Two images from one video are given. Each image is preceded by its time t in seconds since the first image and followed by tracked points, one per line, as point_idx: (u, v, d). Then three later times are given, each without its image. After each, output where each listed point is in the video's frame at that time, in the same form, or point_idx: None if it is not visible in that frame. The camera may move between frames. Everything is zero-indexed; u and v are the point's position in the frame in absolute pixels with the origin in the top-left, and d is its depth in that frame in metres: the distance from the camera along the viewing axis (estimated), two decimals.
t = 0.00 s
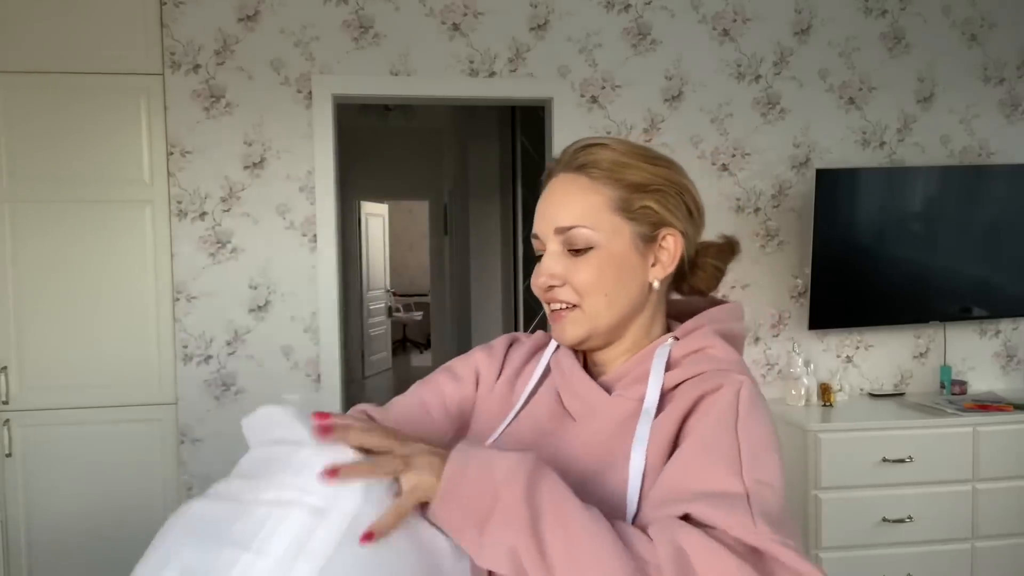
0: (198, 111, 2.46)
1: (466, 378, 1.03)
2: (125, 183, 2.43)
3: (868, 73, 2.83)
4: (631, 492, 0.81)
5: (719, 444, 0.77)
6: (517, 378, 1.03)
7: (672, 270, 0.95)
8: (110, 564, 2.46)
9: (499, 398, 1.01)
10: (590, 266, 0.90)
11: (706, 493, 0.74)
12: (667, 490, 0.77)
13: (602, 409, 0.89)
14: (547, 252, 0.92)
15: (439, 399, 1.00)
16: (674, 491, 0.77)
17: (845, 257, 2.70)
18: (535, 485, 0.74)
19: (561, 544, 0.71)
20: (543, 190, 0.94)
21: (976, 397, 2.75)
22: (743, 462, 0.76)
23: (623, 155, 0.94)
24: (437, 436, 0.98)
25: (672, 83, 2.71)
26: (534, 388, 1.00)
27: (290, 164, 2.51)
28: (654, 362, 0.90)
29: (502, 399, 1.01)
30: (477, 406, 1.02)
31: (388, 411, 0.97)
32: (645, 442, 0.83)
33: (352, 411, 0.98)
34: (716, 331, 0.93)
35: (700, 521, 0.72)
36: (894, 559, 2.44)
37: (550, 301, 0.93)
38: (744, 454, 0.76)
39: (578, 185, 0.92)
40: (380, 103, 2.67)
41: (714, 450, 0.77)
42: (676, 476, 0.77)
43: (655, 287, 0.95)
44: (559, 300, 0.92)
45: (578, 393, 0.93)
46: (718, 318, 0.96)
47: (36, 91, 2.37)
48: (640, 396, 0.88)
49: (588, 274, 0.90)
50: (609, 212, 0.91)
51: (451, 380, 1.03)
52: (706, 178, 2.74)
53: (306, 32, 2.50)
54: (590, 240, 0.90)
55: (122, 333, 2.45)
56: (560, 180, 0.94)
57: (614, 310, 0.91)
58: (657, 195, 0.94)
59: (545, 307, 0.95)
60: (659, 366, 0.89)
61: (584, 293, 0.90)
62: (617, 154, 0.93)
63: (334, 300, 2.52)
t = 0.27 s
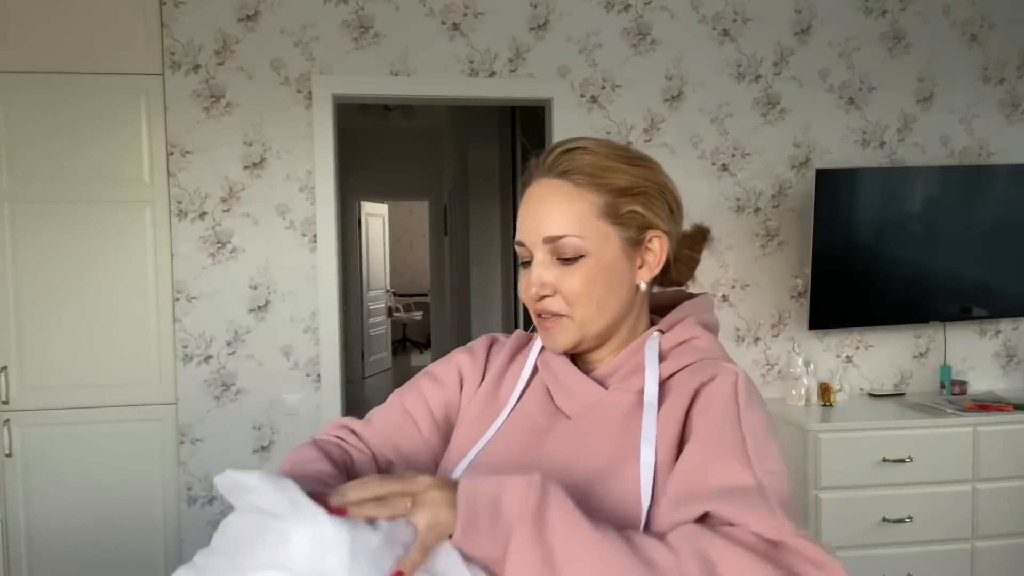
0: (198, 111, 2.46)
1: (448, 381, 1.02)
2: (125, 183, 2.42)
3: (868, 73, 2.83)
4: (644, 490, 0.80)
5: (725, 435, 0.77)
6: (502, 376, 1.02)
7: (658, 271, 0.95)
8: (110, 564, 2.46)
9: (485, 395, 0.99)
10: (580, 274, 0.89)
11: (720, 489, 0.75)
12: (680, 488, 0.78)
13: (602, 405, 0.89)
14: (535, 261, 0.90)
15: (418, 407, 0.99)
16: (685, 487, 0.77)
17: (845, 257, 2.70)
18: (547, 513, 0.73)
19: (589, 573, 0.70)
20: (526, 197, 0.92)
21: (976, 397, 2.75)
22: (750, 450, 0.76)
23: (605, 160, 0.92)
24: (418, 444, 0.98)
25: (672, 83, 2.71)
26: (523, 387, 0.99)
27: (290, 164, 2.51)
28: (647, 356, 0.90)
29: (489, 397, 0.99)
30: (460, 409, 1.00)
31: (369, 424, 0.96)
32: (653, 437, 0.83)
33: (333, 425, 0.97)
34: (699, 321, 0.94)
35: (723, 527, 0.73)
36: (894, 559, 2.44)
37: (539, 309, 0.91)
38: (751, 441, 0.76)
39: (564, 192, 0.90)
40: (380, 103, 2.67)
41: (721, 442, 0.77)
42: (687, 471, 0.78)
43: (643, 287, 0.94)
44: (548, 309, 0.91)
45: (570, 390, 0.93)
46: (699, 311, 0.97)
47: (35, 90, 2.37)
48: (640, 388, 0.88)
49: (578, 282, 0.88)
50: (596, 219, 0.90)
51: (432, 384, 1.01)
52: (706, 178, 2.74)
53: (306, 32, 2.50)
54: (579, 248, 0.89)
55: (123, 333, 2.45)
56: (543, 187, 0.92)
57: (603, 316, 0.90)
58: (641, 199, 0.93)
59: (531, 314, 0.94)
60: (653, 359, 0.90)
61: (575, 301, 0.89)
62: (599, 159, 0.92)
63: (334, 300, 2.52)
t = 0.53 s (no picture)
0: (198, 111, 2.46)
1: (439, 388, 1.00)
2: (125, 183, 2.43)
3: (868, 73, 2.83)
4: (655, 486, 0.79)
5: (733, 426, 0.75)
6: (496, 378, 1.02)
7: (655, 274, 0.95)
8: (110, 564, 2.46)
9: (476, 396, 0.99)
10: (583, 282, 0.88)
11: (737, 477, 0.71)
12: (699, 482, 0.74)
13: (602, 404, 0.89)
14: (537, 268, 0.88)
15: (412, 415, 0.97)
16: (703, 480, 0.74)
17: (845, 257, 2.70)
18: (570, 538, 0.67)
19: None
20: (522, 202, 0.89)
21: (976, 397, 2.75)
22: (759, 439, 0.74)
23: (603, 164, 0.91)
24: (414, 453, 0.96)
25: (672, 83, 2.71)
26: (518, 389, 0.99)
27: (290, 164, 2.51)
28: (644, 355, 0.91)
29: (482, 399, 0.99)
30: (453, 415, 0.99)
31: (364, 436, 0.93)
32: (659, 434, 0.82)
33: (325, 439, 0.93)
34: (689, 322, 0.95)
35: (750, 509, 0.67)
36: (894, 559, 2.44)
37: (540, 315, 0.90)
38: (757, 430, 0.75)
39: (566, 198, 0.88)
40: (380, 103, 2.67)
41: (730, 432, 0.75)
42: (703, 465, 0.75)
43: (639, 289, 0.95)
44: (550, 315, 0.90)
45: (567, 390, 0.93)
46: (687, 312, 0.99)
47: (35, 90, 2.37)
48: (640, 386, 0.88)
49: (582, 290, 0.88)
50: (599, 225, 0.88)
51: (425, 392, 1.00)
52: (706, 178, 2.74)
53: (306, 32, 2.50)
54: (582, 256, 0.87)
55: (122, 333, 2.45)
56: (543, 191, 0.89)
57: (605, 322, 0.90)
58: (639, 203, 0.92)
59: (528, 319, 0.92)
60: (650, 358, 0.90)
61: (578, 308, 0.88)
62: (598, 163, 0.90)
63: (334, 300, 2.52)
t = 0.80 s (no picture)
0: (198, 111, 2.46)
1: (438, 389, 0.99)
2: (125, 183, 2.43)
3: (868, 73, 2.83)
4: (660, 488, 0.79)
5: (732, 436, 0.75)
6: (496, 376, 1.01)
7: (656, 276, 0.96)
8: (110, 563, 2.46)
9: (478, 396, 0.98)
10: (588, 286, 0.87)
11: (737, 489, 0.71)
12: (700, 495, 0.74)
13: (603, 405, 0.89)
14: (543, 271, 0.88)
15: (413, 418, 0.96)
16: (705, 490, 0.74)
17: (845, 257, 2.70)
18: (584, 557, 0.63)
19: None
20: (529, 204, 0.88)
21: (976, 397, 2.75)
22: (762, 450, 0.73)
23: (608, 167, 0.90)
24: (416, 456, 0.95)
25: (672, 83, 2.71)
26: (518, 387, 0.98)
27: (290, 164, 2.51)
28: (645, 356, 0.91)
29: (482, 397, 0.98)
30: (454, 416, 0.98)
31: (367, 441, 0.92)
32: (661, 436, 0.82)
33: (328, 446, 0.92)
34: (690, 322, 0.95)
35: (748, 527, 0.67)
36: (894, 559, 2.44)
37: (544, 318, 0.90)
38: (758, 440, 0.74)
39: (572, 201, 0.87)
40: (380, 103, 2.67)
41: (732, 442, 0.75)
42: (705, 474, 0.75)
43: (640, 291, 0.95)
44: (555, 319, 0.89)
45: (568, 391, 0.93)
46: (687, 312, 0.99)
47: (35, 90, 2.37)
48: (641, 387, 0.88)
49: (587, 294, 0.87)
50: (605, 229, 0.88)
51: (425, 395, 0.98)
52: (706, 178, 2.74)
53: (306, 32, 2.50)
54: (588, 259, 0.87)
55: (122, 333, 2.45)
56: (549, 193, 0.88)
57: (609, 325, 0.90)
58: (643, 206, 0.92)
59: (532, 322, 0.92)
60: (651, 359, 0.90)
61: (583, 312, 0.88)
62: (604, 166, 0.90)
63: (333, 299, 2.52)
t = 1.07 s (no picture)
0: (198, 111, 2.46)
1: (452, 387, 1.01)
2: (125, 183, 2.43)
3: (868, 73, 2.83)
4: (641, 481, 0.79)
5: (709, 406, 0.75)
6: (504, 376, 1.01)
7: (657, 277, 0.95)
8: (110, 564, 2.46)
9: (485, 395, 0.99)
10: (584, 288, 0.88)
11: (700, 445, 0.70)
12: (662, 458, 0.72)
13: (596, 405, 0.89)
14: (539, 272, 0.88)
15: (428, 415, 0.98)
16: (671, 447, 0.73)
17: (845, 257, 2.70)
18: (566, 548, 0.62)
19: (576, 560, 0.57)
20: (526, 205, 0.88)
21: (976, 397, 2.75)
22: (731, 420, 0.72)
23: (608, 168, 0.89)
24: (432, 452, 0.96)
25: (672, 83, 2.71)
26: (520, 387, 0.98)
27: (290, 164, 2.51)
28: (641, 354, 0.90)
29: (488, 396, 0.99)
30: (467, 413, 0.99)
31: (384, 438, 0.93)
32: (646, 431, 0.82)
33: (347, 442, 0.93)
34: (694, 323, 0.94)
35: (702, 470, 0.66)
36: (893, 559, 2.44)
37: (540, 318, 0.90)
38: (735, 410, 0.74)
39: (569, 204, 0.87)
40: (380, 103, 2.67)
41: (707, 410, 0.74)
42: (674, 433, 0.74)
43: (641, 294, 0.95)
44: (550, 319, 0.90)
45: (566, 391, 0.93)
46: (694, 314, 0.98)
47: (35, 91, 2.37)
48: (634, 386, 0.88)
49: (583, 296, 0.88)
50: (602, 231, 0.87)
51: (440, 392, 1.00)
52: (706, 178, 2.74)
53: (306, 32, 2.50)
54: (584, 262, 0.87)
55: (123, 333, 2.45)
56: (546, 195, 0.88)
57: (605, 327, 0.90)
58: (644, 207, 0.91)
59: (530, 320, 0.93)
60: (646, 358, 0.89)
61: (578, 313, 0.88)
62: (603, 167, 0.89)
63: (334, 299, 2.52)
